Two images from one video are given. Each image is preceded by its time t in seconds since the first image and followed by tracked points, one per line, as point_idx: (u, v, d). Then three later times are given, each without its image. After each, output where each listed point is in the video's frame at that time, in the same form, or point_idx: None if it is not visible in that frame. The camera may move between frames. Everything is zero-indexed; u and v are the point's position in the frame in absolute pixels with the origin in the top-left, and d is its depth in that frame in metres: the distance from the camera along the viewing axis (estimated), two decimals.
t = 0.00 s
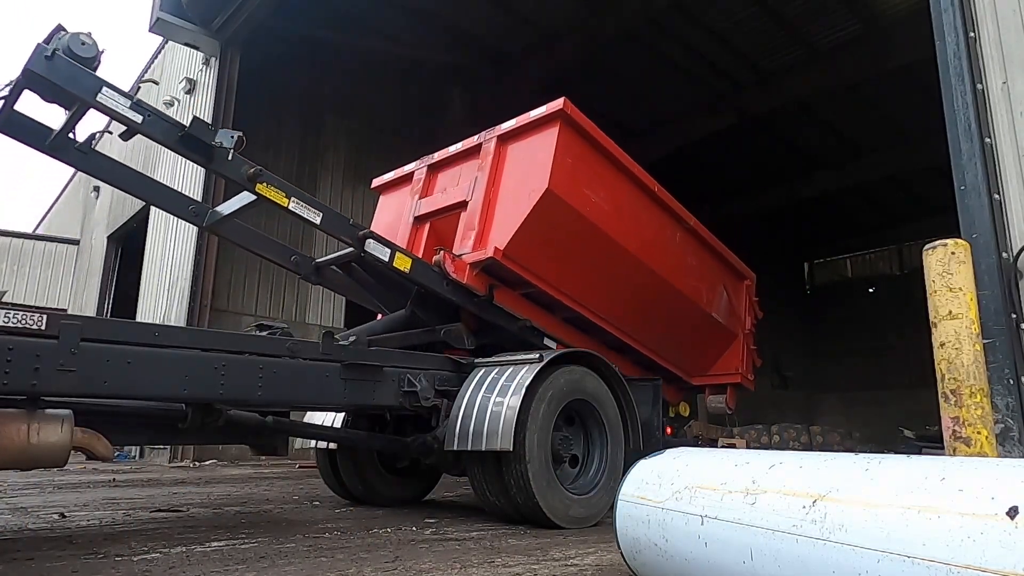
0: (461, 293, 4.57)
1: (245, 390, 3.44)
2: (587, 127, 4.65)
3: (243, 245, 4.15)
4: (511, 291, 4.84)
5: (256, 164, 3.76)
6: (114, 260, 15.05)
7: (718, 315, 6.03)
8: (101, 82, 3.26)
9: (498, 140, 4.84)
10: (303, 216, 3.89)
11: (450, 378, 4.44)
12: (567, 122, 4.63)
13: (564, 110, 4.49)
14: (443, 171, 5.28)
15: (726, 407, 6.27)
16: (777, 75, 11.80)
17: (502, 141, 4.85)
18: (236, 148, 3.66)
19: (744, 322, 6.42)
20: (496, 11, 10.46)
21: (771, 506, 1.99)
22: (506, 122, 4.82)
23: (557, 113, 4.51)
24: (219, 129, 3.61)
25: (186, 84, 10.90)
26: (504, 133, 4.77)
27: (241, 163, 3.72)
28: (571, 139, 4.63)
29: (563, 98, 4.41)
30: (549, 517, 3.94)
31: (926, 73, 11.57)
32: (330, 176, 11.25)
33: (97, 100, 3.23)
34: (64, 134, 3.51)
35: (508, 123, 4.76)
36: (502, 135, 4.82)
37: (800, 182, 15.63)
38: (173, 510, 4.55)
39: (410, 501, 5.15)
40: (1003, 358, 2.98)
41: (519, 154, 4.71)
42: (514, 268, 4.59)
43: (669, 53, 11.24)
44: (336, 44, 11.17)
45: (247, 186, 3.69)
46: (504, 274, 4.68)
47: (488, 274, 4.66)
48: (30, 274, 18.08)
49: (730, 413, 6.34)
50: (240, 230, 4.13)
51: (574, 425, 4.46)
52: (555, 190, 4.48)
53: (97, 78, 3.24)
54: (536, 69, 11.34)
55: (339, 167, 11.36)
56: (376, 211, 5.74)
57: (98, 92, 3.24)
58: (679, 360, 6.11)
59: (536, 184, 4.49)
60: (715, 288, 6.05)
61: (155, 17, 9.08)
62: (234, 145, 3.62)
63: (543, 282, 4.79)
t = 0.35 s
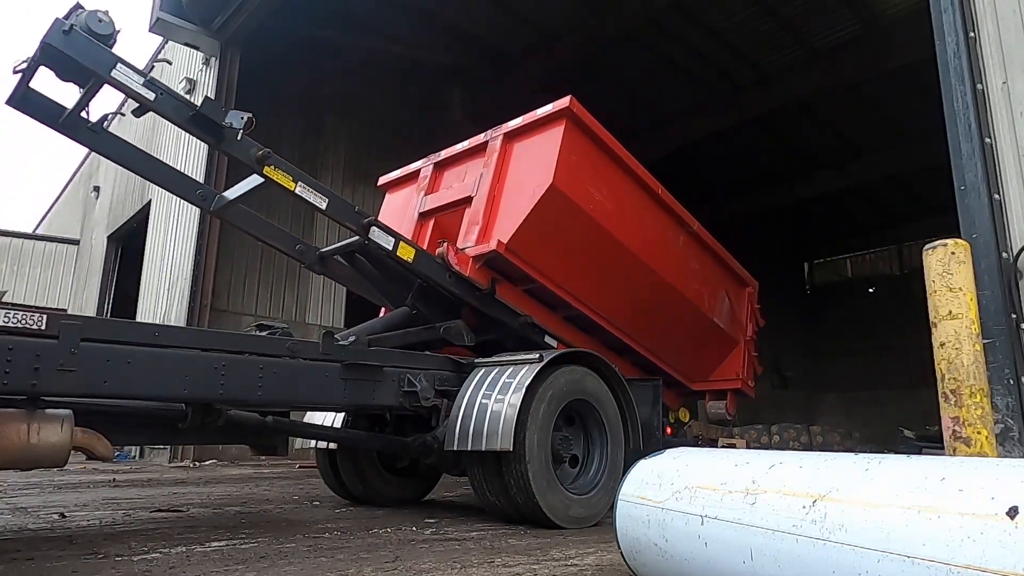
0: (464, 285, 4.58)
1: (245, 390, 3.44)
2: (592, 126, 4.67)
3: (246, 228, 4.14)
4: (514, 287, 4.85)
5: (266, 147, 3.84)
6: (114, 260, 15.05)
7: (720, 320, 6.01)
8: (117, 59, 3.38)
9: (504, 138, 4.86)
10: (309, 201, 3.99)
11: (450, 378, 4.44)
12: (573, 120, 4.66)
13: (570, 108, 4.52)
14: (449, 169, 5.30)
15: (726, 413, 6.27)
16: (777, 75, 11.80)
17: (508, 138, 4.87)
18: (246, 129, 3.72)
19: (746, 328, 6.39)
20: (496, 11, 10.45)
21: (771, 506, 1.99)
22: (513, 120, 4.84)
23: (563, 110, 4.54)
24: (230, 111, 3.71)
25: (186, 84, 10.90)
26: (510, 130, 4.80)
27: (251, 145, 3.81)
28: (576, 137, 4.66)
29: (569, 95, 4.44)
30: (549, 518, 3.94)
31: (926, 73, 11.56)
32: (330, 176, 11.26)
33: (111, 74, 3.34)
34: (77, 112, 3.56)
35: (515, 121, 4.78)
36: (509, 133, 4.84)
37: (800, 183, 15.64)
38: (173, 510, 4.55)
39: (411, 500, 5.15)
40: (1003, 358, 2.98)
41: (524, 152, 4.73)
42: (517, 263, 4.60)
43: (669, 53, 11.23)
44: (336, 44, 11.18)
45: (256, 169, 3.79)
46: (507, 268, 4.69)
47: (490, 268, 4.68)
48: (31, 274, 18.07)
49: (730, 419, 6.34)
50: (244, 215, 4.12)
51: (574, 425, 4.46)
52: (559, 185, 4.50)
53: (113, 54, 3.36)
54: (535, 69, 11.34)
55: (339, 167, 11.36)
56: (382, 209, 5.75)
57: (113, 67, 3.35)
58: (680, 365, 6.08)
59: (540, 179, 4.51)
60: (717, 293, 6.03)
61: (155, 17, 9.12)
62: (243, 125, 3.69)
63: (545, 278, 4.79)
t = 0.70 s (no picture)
0: (467, 279, 4.59)
1: (245, 390, 3.44)
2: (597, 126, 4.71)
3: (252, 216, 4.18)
4: (516, 283, 4.87)
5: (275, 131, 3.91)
6: (114, 260, 15.06)
7: (721, 325, 5.99)
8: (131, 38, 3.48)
9: (511, 136, 4.89)
10: (314, 185, 4.06)
11: (450, 378, 4.43)
12: (579, 119, 4.68)
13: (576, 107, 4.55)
14: (455, 167, 5.31)
15: (726, 419, 6.20)
16: (777, 75, 11.80)
17: (514, 137, 4.89)
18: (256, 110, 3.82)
19: (746, 335, 6.35)
20: (496, 11, 10.45)
21: (771, 506, 1.99)
22: (520, 119, 4.87)
23: (569, 109, 4.56)
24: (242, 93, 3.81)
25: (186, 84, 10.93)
26: (517, 129, 4.82)
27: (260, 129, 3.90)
28: (582, 137, 4.68)
29: (576, 94, 4.47)
30: (549, 518, 3.94)
31: (926, 73, 11.56)
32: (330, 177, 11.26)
33: (125, 52, 3.44)
34: (91, 92, 3.64)
35: (522, 119, 4.81)
36: (515, 132, 4.86)
37: (800, 182, 15.64)
38: (173, 510, 4.55)
39: (411, 501, 5.15)
40: (1003, 358, 2.98)
41: (530, 150, 4.76)
42: (520, 259, 4.61)
43: (669, 53, 11.24)
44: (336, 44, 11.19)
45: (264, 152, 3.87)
46: (510, 263, 4.70)
47: (493, 263, 4.70)
48: (30, 274, 18.05)
49: (729, 426, 6.26)
50: (250, 200, 4.18)
51: (574, 425, 4.46)
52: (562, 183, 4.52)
53: (129, 33, 3.47)
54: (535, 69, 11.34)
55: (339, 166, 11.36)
56: (387, 206, 5.76)
57: (128, 45, 3.45)
58: (681, 369, 6.05)
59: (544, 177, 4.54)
60: (718, 298, 6.01)
61: (154, 17, 9.29)
62: (254, 107, 3.80)
63: (547, 275, 4.79)
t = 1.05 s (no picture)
0: (469, 272, 4.59)
1: (245, 390, 3.44)
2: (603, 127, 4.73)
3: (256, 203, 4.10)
4: (519, 279, 4.87)
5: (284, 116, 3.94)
6: (114, 260, 15.06)
7: (723, 331, 5.94)
8: (147, 18, 3.59)
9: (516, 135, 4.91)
10: (321, 171, 4.07)
11: (449, 378, 4.43)
12: (584, 119, 4.71)
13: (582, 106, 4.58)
14: (460, 165, 5.33)
15: (726, 424, 6.16)
16: (777, 75, 11.80)
17: (520, 136, 4.92)
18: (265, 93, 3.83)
19: (748, 342, 6.28)
20: (495, 11, 10.45)
21: (771, 506, 1.99)
22: (526, 118, 4.90)
23: (575, 108, 4.59)
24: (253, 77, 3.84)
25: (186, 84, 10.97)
26: (523, 127, 4.85)
27: (269, 114, 3.93)
28: (587, 136, 4.71)
29: (582, 93, 4.50)
30: (549, 518, 3.93)
31: (926, 73, 11.56)
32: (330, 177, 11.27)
33: (141, 31, 3.55)
34: (104, 74, 3.70)
35: (528, 118, 4.84)
36: (521, 131, 4.89)
37: (800, 182, 15.64)
38: (173, 510, 4.55)
39: (411, 501, 5.14)
40: (1003, 358, 2.98)
41: (536, 149, 4.78)
42: (523, 254, 4.62)
43: (669, 53, 11.24)
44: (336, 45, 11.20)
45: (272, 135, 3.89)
46: (512, 259, 4.71)
47: (497, 257, 4.71)
48: (31, 273, 18.03)
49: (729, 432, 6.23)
50: (258, 189, 4.13)
51: (574, 425, 4.46)
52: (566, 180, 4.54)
53: (145, 13, 3.57)
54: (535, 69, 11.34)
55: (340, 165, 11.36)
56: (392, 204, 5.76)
57: (144, 25, 3.56)
58: (682, 374, 6.00)
59: (548, 173, 4.56)
60: (721, 303, 5.97)
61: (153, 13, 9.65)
62: (263, 91, 3.80)
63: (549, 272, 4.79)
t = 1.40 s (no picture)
0: (471, 266, 4.59)
1: (245, 391, 3.44)
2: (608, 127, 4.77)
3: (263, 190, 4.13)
4: (521, 275, 4.87)
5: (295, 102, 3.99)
6: (114, 260, 15.06)
7: (724, 336, 5.90)
8: None
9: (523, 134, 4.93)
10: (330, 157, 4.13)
11: (449, 378, 4.43)
12: (590, 119, 4.75)
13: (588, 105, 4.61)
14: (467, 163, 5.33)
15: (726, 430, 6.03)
16: (777, 75, 11.80)
17: (526, 135, 4.94)
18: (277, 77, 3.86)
19: (749, 348, 6.23)
20: (496, 12, 10.45)
21: (771, 506, 1.99)
22: (533, 117, 4.93)
23: (580, 106, 4.63)
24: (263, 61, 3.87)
25: (186, 84, 10.93)
26: (530, 126, 4.87)
27: (279, 99, 3.98)
28: (591, 136, 4.74)
29: (588, 92, 4.54)
30: (549, 518, 3.94)
31: (926, 73, 11.56)
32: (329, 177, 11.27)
33: (157, 13, 3.55)
34: (119, 57, 3.70)
35: (535, 117, 4.86)
36: (527, 130, 4.91)
37: (800, 182, 15.66)
38: (173, 510, 4.55)
39: (410, 501, 5.15)
40: (1002, 358, 2.99)
41: (541, 147, 4.80)
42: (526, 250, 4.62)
43: (669, 53, 11.25)
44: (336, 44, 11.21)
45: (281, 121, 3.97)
46: (515, 254, 4.71)
47: (499, 252, 4.71)
48: (30, 274, 18.00)
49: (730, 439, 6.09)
50: (267, 176, 4.15)
51: (574, 425, 4.46)
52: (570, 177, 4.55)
53: None
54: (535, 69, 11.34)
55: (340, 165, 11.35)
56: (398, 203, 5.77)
57: (159, 6, 3.56)
58: (683, 379, 5.94)
59: (552, 170, 4.58)
60: (722, 308, 5.94)
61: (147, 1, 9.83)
62: (274, 76, 3.81)
63: (553, 268, 4.78)
